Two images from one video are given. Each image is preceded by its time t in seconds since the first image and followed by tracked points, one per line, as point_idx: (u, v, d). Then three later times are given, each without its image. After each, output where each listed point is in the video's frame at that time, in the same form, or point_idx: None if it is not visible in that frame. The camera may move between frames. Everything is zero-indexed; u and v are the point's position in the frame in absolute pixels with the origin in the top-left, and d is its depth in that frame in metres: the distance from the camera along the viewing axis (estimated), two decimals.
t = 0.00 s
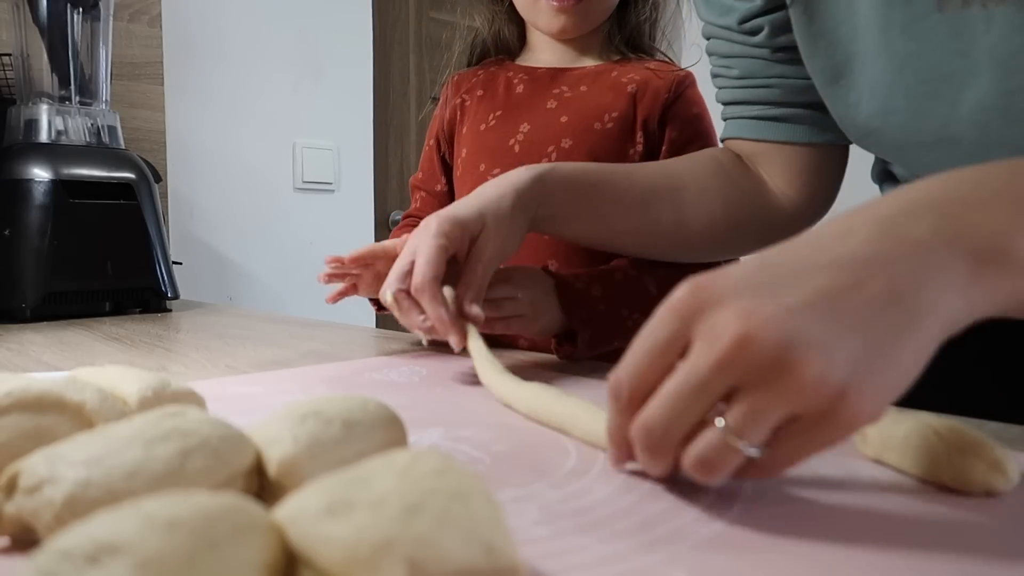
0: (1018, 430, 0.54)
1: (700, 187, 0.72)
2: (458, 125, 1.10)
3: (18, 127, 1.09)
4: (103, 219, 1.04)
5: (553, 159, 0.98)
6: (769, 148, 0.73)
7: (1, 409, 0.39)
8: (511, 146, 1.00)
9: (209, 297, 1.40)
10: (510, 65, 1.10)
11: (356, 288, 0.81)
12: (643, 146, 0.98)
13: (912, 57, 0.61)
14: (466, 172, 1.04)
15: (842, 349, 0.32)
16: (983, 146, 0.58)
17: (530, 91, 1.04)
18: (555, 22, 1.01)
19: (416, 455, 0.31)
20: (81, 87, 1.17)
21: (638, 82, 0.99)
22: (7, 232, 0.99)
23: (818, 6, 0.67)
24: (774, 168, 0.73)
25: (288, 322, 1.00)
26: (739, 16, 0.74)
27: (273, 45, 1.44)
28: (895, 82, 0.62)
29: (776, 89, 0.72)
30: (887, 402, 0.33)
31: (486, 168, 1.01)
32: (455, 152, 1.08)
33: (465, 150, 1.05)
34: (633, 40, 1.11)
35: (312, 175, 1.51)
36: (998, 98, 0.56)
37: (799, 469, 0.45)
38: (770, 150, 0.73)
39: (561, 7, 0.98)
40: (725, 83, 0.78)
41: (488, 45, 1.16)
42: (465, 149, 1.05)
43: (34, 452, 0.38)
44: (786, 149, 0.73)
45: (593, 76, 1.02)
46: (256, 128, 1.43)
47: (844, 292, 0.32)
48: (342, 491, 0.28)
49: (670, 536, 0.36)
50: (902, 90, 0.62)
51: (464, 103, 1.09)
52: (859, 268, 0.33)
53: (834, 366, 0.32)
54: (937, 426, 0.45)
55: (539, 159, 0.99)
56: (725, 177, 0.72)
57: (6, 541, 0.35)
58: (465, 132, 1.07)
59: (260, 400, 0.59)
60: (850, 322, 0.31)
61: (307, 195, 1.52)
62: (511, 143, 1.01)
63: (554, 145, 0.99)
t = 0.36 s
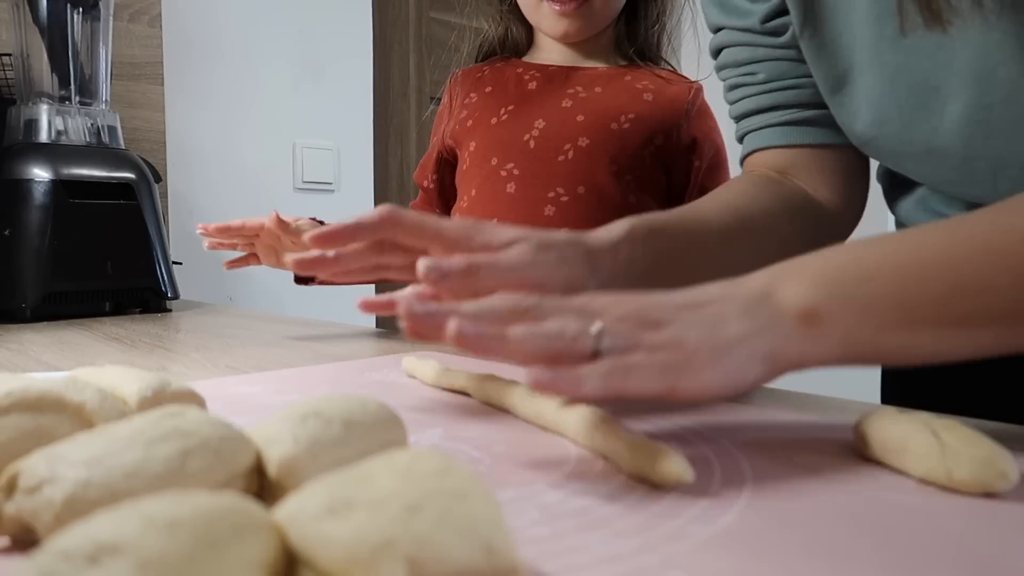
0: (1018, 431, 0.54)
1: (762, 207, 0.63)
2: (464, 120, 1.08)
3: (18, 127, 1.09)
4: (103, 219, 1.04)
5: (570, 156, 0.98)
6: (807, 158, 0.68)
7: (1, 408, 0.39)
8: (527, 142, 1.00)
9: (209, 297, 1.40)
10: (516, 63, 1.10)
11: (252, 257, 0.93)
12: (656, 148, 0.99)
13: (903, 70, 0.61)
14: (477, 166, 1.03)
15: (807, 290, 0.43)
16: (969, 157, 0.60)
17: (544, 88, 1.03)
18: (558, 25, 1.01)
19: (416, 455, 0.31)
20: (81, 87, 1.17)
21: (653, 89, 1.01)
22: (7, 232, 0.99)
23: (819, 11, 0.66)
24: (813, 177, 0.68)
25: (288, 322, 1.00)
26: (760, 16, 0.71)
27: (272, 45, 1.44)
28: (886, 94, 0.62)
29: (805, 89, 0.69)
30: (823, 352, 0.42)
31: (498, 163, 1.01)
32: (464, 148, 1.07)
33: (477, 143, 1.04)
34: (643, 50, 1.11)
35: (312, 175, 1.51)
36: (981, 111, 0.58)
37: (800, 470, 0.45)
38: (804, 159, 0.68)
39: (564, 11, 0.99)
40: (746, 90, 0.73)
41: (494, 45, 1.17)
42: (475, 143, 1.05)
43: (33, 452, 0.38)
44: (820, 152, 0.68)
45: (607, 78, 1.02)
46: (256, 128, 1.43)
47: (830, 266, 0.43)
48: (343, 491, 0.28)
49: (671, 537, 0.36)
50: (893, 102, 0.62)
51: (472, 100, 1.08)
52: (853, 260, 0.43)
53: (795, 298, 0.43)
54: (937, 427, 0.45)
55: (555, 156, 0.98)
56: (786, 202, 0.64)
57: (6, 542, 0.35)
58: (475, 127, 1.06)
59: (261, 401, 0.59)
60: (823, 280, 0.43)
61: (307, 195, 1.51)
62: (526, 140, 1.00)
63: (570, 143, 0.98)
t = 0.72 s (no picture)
0: (1017, 430, 0.54)
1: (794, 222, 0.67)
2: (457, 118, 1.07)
3: (19, 127, 1.09)
4: (103, 219, 1.04)
5: (567, 160, 0.98)
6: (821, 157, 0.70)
7: (1, 408, 0.39)
8: (524, 145, 1.00)
9: (209, 297, 1.40)
10: (513, 63, 1.09)
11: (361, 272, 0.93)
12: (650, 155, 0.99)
13: (907, 66, 0.61)
14: (470, 167, 1.02)
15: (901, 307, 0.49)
16: (976, 152, 0.60)
17: (541, 91, 1.03)
18: (551, 30, 1.01)
19: (416, 455, 0.31)
20: (80, 87, 1.17)
21: (647, 96, 1.01)
22: (7, 232, 0.99)
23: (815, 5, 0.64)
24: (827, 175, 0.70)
25: (288, 322, 1.00)
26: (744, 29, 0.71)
27: (273, 45, 1.44)
28: (890, 91, 0.62)
29: (803, 93, 0.69)
30: (950, 361, 0.48)
31: (494, 166, 1.00)
32: (458, 147, 1.05)
33: (472, 144, 1.03)
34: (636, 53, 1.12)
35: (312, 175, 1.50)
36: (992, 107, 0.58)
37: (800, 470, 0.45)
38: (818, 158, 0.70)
39: (557, 15, 0.99)
40: (751, 92, 0.75)
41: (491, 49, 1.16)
42: (469, 143, 1.03)
43: (32, 452, 0.38)
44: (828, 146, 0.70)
45: (603, 82, 1.03)
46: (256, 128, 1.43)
47: (942, 287, 0.48)
48: (343, 491, 0.28)
49: (670, 537, 0.36)
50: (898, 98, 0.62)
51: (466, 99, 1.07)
52: (955, 285, 0.48)
53: (927, 318, 0.48)
54: (939, 425, 0.45)
55: (551, 161, 0.98)
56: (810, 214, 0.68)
57: (6, 541, 0.35)
58: (468, 127, 1.05)
59: (261, 401, 0.59)
60: (948, 299, 0.47)
61: (307, 195, 1.51)
62: (523, 143, 1.00)
63: (567, 147, 0.98)
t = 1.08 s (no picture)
0: (1017, 430, 0.54)
1: (686, 228, 0.63)
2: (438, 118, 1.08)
3: (18, 127, 1.09)
4: (103, 219, 1.04)
5: (539, 162, 0.98)
6: (733, 151, 0.67)
7: (2, 408, 0.39)
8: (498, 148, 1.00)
9: (209, 297, 1.40)
10: (495, 63, 1.10)
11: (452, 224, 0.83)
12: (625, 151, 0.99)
13: (905, 58, 0.61)
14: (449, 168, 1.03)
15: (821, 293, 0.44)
16: (973, 145, 0.60)
17: (517, 91, 1.04)
18: (538, 12, 1.02)
19: (415, 455, 0.31)
20: (81, 87, 1.17)
21: (623, 91, 1.01)
22: (7, 232, 0.99)
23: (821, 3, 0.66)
24: (743, 176, 0.66)
25: (288, 322, 1.00)
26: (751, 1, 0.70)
27: (273, 45, 1.44)
28: (889, 83, 0.63)
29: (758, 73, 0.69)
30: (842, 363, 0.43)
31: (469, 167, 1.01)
32: (437, 148, 1.06)
33: (450, 146, 1.04)
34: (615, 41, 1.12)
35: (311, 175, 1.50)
36: (987, 98, 0.58)
37: (801, 469, 0.45)
38: (734, 154, 0.67)
39: None
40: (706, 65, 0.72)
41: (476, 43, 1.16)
42: (449, 145, 1.04)
43: (33, 452, 0.38)
44: (759, 143, 0.67)
45: (579, 81, 1.03)
46: (256, 128, 1.43)
47: (883, 266, 0.43)
48: (344, 491, 0.28)
49: (671, 537, 0.36)
50: (895, 91, 0.63)
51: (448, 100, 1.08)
52: (880, 277, 0.43)
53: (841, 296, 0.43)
54: (937, 425, 0.45)
55: (525, 162, 0.99)
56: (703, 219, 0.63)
57: (6, 541, 0.35)
58: (449, 129, 1.06)
59: (261, 401, 0.59)
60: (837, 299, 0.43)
61: (307, 195, 1.51)
62: (498, 145, 1.01)
63: (539, 147, 0.99)
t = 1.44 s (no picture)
0: (1017, 430, 0.54)
1: (740, 227, 0.64)
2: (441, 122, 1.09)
3: (18, 127, 1.09)
4: (103, 219, 1.04)
5: (539, 162, 0.99)
6: (788, 150, 0.68)
7: (2, 408, 0.39)
8: (499, 150, 1.01)
9: (209, 297, 1.40)
10: (495, 65, 1.10)
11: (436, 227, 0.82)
12: (626, 146, 0.98)
13: (914, 59, 0.62)
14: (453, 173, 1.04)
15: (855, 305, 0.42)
16: (979, 146, 0.59)
17: (514, 92, 1.04)
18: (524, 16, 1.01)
19: (414, 454, 0.31)
20: (81, 87, 1.17)
21: (622, 85, 1.00)
22: (7, 232, 0.99)
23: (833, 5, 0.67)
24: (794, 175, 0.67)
25: (288, 322, 1.00)
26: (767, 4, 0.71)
27: (275, 45, 1.44)
28: (897, 84, 0.63)
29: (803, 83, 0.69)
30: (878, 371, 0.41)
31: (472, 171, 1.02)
32: (441, 153, 1.07)
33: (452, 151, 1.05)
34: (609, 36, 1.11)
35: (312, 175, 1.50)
36: (993, 100, 0.58)
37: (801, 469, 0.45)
38: (786, 154, 0.68)
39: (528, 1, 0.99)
40: (744, 79, 0.72)
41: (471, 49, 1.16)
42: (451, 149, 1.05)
43: (33, 453, 0.37)
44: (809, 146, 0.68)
45: (577, 78, 1.03)
46: (256, 128, 1.43)
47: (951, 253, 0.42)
48: (341, 490, 0.28)
49: (670, 537, 0.36)
50: (904, 91, 0.63)
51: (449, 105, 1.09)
52: (948, 262, 0.42)
53: (848, 312, 0.42)
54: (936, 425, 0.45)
55: (526, 163, 1.00)
56: (763, 219, 0.64)
57: (6, 541, 0.35)
58: (451, 133, 1.07)
59: (261, 401, 0.59)
60: (873, 291, 0.42)
61: (308, 195, 1.51)
62: (500, 148, 1.01)
63: (539, 148, 0.99)
